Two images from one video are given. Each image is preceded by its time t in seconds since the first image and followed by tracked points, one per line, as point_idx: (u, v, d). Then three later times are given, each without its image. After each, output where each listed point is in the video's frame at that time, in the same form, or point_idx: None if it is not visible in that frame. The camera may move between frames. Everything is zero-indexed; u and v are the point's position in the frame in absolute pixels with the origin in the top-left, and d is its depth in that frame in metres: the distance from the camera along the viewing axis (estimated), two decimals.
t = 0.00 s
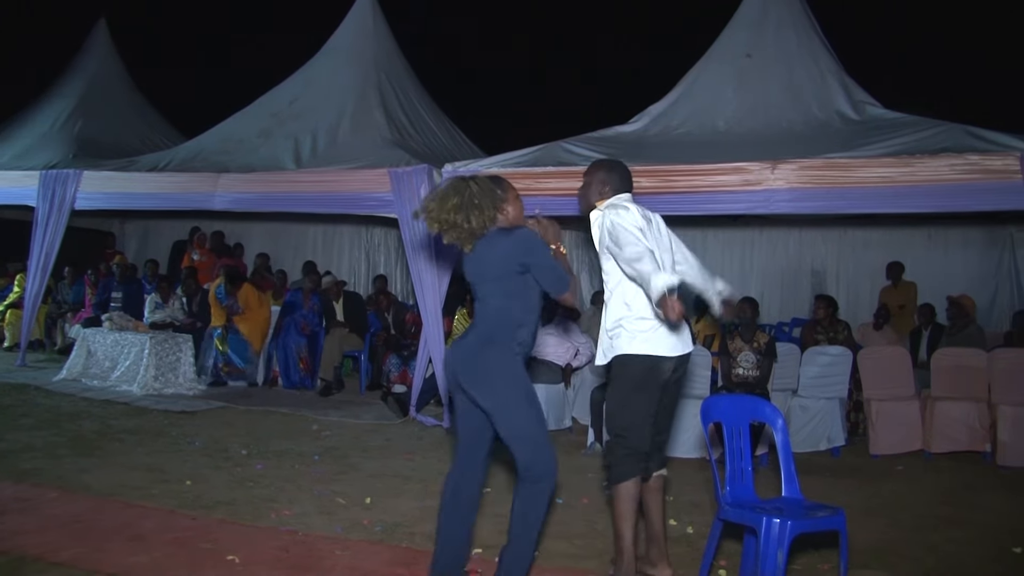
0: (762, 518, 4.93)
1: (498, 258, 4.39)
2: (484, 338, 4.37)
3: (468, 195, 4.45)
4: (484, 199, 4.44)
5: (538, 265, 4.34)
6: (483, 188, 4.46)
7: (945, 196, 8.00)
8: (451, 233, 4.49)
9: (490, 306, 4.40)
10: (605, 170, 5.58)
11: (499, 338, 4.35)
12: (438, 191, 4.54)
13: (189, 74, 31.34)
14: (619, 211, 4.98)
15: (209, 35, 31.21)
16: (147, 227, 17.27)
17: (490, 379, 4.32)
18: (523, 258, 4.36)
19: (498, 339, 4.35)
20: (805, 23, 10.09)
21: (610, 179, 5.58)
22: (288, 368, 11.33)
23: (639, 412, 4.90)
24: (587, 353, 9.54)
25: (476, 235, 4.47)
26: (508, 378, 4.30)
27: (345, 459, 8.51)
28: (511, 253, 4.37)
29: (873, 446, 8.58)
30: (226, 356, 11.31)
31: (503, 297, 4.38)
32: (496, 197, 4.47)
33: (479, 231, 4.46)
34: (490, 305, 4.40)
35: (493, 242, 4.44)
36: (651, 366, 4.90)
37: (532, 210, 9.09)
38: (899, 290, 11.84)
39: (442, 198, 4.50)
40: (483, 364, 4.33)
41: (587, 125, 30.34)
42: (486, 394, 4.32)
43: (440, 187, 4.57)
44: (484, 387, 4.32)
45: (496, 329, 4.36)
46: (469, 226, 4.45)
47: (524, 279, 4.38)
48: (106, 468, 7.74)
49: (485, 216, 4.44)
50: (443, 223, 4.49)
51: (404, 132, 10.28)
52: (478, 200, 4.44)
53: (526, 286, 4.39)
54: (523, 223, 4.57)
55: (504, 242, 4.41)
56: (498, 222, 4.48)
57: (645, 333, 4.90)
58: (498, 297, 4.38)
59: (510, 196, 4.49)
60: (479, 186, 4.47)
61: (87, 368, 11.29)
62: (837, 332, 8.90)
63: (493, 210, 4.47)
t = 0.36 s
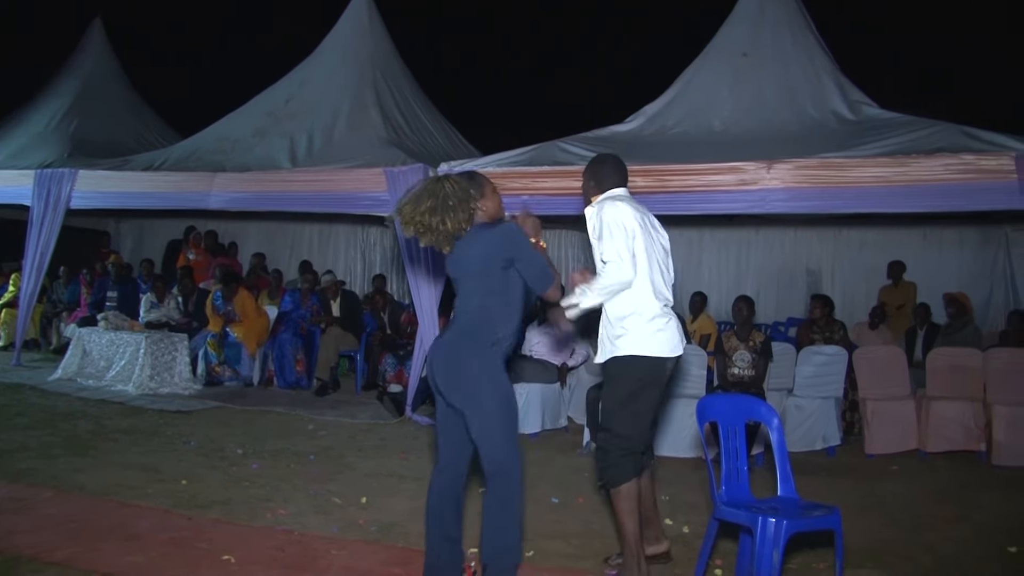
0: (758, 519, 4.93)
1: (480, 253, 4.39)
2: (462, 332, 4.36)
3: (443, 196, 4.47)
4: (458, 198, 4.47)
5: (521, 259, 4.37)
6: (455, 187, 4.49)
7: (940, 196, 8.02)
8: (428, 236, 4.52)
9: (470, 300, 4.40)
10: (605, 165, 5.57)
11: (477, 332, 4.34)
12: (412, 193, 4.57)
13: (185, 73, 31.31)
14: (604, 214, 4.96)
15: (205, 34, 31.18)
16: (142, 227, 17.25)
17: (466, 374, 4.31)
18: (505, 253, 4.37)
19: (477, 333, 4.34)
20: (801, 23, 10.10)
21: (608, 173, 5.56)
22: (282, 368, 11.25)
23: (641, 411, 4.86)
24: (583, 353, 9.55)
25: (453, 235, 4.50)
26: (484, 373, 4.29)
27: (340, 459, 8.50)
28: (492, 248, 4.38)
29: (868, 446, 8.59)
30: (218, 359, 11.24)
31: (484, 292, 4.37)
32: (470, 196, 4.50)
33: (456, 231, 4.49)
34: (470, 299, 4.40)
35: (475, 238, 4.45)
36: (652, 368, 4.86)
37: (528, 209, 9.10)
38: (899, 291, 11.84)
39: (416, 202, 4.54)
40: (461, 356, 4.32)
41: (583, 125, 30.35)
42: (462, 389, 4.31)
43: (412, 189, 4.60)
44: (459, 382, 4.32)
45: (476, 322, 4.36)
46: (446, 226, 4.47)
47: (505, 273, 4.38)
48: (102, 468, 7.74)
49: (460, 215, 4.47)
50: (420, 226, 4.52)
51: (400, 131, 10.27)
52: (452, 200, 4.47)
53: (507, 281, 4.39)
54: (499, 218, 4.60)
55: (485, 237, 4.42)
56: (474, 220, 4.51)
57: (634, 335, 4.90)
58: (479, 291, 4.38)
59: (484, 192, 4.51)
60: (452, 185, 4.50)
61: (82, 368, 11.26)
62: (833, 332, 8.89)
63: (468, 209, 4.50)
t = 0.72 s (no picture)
0: (759, 531, 4.52)
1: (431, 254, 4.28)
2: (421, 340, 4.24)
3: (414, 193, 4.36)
4: (429, 198, 4.37)
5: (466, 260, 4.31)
6: (428, 185, 4.38)
7: (949, 192, 7.62)
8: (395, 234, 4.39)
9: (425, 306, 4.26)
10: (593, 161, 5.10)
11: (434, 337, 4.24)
12: (383, 189, 4.43)
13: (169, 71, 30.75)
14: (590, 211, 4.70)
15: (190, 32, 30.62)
16: (120, 226, 16.74)
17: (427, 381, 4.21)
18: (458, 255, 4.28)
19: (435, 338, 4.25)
20: (801, 12, 9.69)
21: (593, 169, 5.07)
22: (259, 371, 10.86)
23: (621, 417, 4.67)
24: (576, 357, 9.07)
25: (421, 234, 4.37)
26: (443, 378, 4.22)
27: (320, 468, 8.07)
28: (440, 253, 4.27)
29: (874, 453, 8.19)
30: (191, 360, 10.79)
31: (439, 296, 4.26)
32: (441, 196, 4.40)
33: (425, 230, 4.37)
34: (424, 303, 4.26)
35: (429, 239, 4.32)
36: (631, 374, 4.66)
37: (517, 206, 8.69)
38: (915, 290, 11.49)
39: (387, 198, 4.41)
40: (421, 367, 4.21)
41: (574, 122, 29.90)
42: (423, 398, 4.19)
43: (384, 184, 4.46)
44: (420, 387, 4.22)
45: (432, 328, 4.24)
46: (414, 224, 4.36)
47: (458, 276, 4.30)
48: (65, 480, 7.28)
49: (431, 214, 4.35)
50: (388, 223, 4.40)
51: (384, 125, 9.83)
52: (424, 199, 4.35)
53: (461, 283, 4.28)
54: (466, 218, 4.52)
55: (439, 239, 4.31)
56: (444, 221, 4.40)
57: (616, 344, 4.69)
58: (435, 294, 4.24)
59: (455, 192, 4.44)
60: (424, 182, 4.40)
61: (43, 375, 10.77)
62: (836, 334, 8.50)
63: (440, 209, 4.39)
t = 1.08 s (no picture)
0: None
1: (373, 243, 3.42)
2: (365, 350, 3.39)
3: (347, 170, 3.47)
4: (366, 176, 3.48)
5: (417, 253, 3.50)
6: (363, 161, 3.49)
7: None
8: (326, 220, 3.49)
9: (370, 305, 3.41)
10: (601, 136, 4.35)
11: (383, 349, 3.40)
12: (310, 163, 3.49)
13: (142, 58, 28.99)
14: (618, 198, 3.89)
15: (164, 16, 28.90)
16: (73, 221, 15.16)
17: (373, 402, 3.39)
18: (412, 246, 3.46)
19: (389, 352, 3.41)
20: None
21: (606, 146, 4.33)
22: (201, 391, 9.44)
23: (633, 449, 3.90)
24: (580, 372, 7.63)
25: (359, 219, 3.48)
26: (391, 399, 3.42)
27: (273, 507, 6.60)
28: (388, 245, 3.43)
29: (951, 492, 6.75)
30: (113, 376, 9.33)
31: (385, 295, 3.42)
32: (381, 174, 3.53)
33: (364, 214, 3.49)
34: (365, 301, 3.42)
35: (373, 232, 3.44)
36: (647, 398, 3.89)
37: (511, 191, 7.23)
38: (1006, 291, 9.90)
39: (315, 175, 3.48)
40: (363, 386, 3.39)
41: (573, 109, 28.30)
42: (374, 427, 3.40)
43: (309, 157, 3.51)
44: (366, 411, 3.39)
45: (380, 335, 3.40)
46: (352, 207, 3.47)
47: (405, 272, 3.48)
48: None
49: (371, 196, 3.48)
50: (316, 205, 3.48)
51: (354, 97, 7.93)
52: (360, 176, 3.47)
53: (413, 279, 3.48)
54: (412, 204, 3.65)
55: (388, 230, 3.46)
56: (385, 205, 3.52)
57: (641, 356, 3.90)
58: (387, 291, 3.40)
59: (396, 170, 3.56)
60: (358, 157, 3.50)
61: None
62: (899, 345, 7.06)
63: (379, 190, 3.51)
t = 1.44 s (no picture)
0: None
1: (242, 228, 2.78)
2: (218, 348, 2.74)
3: (215, 126, 2.85)
4: (232, 142, 2.86)
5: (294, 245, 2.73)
6: (237, 122, 2.88)
7: None
8: (172, 184, 2.85)
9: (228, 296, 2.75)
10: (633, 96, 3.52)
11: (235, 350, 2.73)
12: (169, 115, 2.88)
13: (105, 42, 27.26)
14: (640, 185, 3.27)
15: None
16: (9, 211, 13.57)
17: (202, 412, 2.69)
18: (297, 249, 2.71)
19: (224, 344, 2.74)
20: None
21: (639, 108, 3.50)
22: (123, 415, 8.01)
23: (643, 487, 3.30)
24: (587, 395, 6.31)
25: (215, 192, 2.85)
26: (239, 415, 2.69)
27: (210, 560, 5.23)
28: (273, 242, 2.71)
29: None
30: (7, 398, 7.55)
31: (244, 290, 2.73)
32: (258, 145, 2.92)
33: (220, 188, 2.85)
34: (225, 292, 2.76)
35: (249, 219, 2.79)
36: (658, 432, 3.32)
37: (504, 171, 5.89)
38: None
39: (169, 126, 2.87)
40: (221, 395, 2.70)
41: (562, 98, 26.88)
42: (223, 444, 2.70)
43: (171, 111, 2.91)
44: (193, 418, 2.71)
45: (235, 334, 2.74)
46: (205, 174, 2.84)
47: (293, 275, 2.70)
48: None
49: (235, 167, 2.86)
50: (166, 161, 2.86)
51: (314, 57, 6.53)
52: (225, 139, 2.85)
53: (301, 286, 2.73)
54: (299, 198, 3.03)
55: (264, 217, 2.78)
56: (249, 186, 2.91)
57: (650, 369, 3.33)
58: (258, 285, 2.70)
59: (282, 148, 2.95)
60: (232, 120, 2.87)
61: None
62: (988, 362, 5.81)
63: (246, 162, 2.89)
